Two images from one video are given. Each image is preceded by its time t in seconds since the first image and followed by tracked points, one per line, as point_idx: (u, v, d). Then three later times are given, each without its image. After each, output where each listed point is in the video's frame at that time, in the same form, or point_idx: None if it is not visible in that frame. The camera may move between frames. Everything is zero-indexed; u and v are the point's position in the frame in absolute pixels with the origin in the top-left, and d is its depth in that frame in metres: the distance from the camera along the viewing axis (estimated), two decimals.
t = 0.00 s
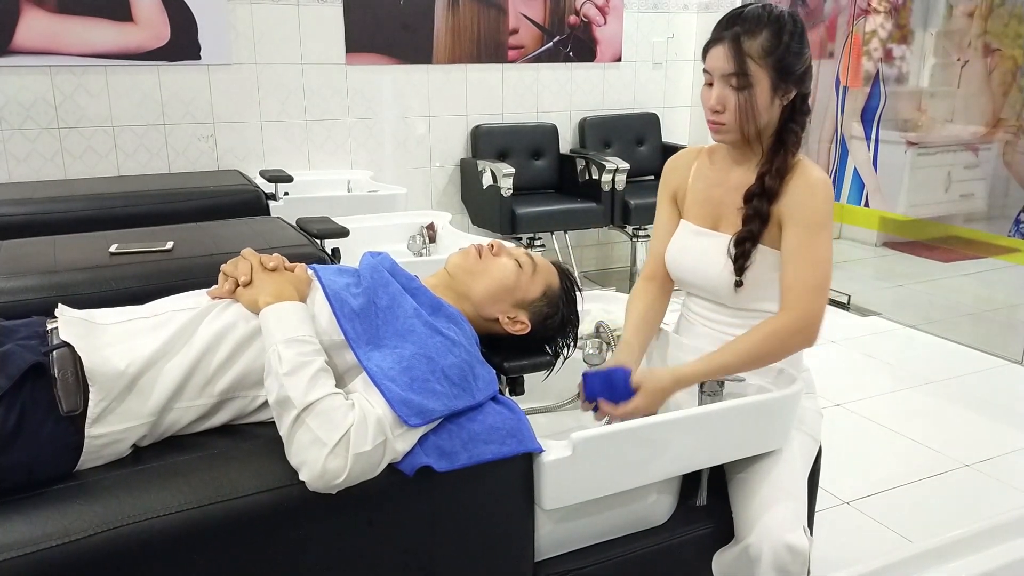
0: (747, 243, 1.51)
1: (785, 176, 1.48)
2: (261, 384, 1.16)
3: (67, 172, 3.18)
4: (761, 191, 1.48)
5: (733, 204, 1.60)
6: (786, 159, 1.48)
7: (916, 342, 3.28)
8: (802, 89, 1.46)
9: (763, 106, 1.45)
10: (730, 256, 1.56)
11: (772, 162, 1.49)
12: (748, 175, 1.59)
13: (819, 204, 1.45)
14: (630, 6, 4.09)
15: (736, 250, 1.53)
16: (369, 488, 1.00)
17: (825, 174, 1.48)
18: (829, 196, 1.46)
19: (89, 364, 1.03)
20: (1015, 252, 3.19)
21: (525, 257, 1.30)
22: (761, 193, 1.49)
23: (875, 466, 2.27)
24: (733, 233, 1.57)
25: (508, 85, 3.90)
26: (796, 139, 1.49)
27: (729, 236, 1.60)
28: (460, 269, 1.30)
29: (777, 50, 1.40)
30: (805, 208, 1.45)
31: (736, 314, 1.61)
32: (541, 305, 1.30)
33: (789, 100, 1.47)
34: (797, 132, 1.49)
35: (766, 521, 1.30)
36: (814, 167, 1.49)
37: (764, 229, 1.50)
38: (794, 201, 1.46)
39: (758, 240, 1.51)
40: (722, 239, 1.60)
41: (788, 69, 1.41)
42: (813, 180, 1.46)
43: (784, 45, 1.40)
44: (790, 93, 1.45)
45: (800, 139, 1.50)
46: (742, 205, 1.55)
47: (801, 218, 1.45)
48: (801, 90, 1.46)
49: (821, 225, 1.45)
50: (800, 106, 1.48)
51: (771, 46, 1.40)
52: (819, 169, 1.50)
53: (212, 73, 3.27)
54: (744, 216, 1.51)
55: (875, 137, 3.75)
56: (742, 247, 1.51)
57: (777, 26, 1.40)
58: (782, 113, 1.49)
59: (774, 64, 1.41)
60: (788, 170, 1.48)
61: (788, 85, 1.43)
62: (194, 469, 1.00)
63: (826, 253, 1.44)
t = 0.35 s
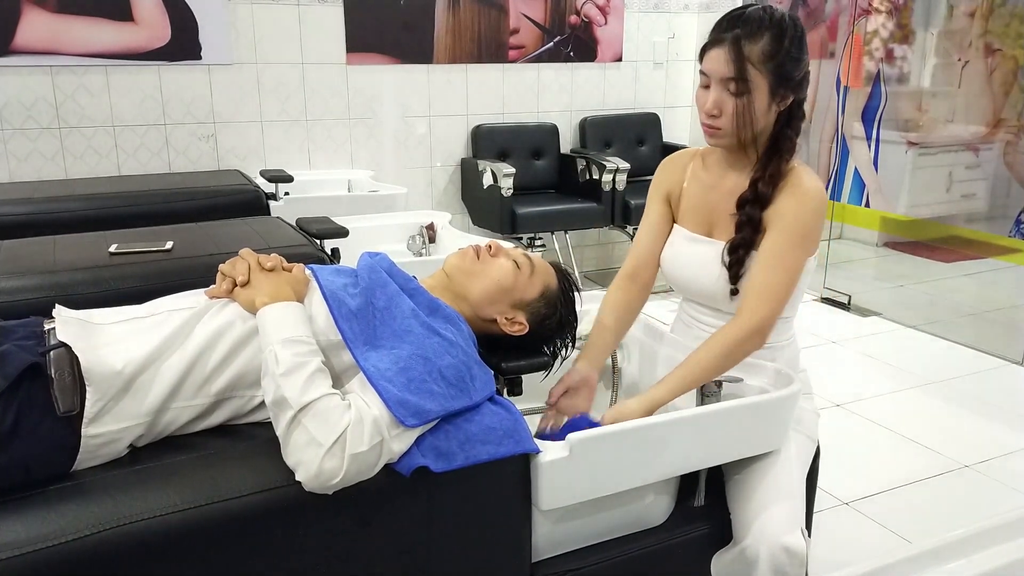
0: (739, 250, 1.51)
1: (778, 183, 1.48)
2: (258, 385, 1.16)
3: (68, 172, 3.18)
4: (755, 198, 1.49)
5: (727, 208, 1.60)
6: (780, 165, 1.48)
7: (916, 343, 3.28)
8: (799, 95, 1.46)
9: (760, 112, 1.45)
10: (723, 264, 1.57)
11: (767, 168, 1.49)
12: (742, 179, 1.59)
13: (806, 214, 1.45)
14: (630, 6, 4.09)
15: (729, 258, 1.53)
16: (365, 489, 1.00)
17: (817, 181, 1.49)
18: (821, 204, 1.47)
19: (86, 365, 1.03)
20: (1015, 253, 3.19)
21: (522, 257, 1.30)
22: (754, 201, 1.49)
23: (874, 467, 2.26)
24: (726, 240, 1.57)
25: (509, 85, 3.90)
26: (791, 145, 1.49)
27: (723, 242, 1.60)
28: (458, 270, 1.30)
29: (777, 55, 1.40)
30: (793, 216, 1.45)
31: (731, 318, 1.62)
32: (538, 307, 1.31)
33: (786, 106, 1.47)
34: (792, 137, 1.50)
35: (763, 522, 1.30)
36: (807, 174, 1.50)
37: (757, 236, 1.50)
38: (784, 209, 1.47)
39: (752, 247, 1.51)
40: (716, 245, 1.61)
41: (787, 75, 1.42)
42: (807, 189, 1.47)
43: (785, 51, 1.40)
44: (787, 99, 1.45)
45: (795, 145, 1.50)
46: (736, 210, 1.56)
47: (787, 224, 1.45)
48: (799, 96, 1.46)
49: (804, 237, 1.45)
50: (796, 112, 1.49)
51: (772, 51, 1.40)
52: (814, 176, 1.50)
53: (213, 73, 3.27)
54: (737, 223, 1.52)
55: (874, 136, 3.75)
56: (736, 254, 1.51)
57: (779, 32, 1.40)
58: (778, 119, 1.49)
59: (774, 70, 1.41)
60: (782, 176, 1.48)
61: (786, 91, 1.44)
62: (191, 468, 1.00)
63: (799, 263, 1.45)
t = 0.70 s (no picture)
0: (737, 252, 1.50)
1: (777, 185, 1.48)
2: (255, 385, 1.16)
3: (68, 172, 3.18)
4: (753, 199, 1.49)
5: (728, 208, 1.60)
6: (780, 168, 1.48)
7: (918, 344, 3.27)
8: (801, 96, 1.46)
9: (760, 113, 1.45)
10: (720, 266, 1.56)
11: (766, 169, 1.48)
12: (743, 180, 1.59)
13: (809, 215, 1.44)
14: (631, 6, 4.08)
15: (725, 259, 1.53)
16: (362, 492, 1.00)
17: (819, 181, 1.47)
18: (822, 206, 1.45)
19: (83, 366, 1.03)
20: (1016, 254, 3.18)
21: (521, 259, 1.30)
22: (753, 202, 1.49)
23: (876, 469, 2.26)
24: (724, 241, 1.57)
25: (510, 86, 3.89)
26: (791, 147, 1.48)
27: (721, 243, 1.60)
28: (457, 272, 1.30)
29: (778, 56, 1.39)
30: (797, 217, 1.44)
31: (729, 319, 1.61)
32: (537, 309, 1.30)
33: (787, 107, 1.47)
34: (793, 139, 1.49)
35: (763, 525, 1.30)
36: (807, 176, 1.48)
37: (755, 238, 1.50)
38: (785, 211, 1.46)
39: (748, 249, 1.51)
40: (714, 246, 1.60)
41: (787, 77, 1.41)
42: (807, 190, 1.45)
43: (785, 52, 1.39)
44: (788, 100, 1.45)
45: (796, 148, 1.49)
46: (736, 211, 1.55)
47: (791, 225, 1.44)
48: (800, 97, 1.46)
49: (810, 238, 1.44)
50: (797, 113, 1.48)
51: (773, 52, 1.39)
52: (815, 178, 1.49)
53: (213, 74, 3.27)
54: (735, 224, 1.52)
55: (876, 137, 3.73)
56: (733, 256, 1.51)
57: (780, 33, 1.39)
58: (779, 120, 1.49)
59: (775, 71, 1.40)
60: (781, 178, 1.48)
61: (787, 92, 1.43)
62: (187, 470, 1.00)
63: (808, 264, 1.43)
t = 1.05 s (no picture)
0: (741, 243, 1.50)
1: (783, 179, 1.48)
2: (251, 388, 1.15)
3: (68, 172, 3.18)
4: (759, 192, 1.49)
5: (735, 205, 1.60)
6: (788, 163, 1.48)
7: (919, 345, 3.26)
8: (809, 90, 1.44)
9: (766, 108, 1.44)
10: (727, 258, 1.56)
11: (774, 164, 1.49)
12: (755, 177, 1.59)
13: (807, 210, 1.43)
14: (632, 6, 4.07)
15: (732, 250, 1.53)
16: (359, 495, 0.99)
17: (826, 179, 1.47)
18: (826, 204, 1.45)
19: (78, 368, 1.02)
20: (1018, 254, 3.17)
21: (520, 259, 1.29)
22: (759, 194, 1.49)
23: (877, 471, 2.25)
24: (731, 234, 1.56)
25: (510, 86, 3.89)
26: (801, 142, 1.48)
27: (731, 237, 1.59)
28: (456, 274, 1.30)
29: (779, 51, 1.39)
30: (795, 209, 1.43)
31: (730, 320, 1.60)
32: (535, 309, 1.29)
33: (796, 101, 1.45)
34: (803, 134, 1.48)
35: (764, 528, 1.29)
36: (816, 173, 1.47)
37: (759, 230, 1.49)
38: (785, 203, 1.45)
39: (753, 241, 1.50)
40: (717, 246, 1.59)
41: (790, 71, 1.40)
42: (813, 185, 1.45)
43: (787, 46, 1.39)
44: (796, 94, 1.43)
45: (805, 143, 1.48)
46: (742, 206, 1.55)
47: (786, 215, 1.43)
48: (809, 91, 1.44)
49: (802, 231, 1.43)
50: (807, 107, 1.46)
51: (773, 47, 1.39)
52: (823, 175, 1.48)
53: (213, 74, 3.26)
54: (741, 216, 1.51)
55: (877, 137, 3.72)
56: (738, 247, 1.51)
57: (781, 28, 1.39)
58: (789, 115, 1.47)
59: (777, 66, 1.40)
60: (788, 173, 1.48)
61: (793, 86, 1.42)
62: (183, 474, 1.00)
63: (791, 255, 1.43)
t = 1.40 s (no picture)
0: (742, 244, 1.49)
1: (781, 179, 1.46)
2: (249, 391, 1.15)
3: (68, 172, 3.18)
4: (755, 192, 1.48)
5: (733, 206, 1.59)
6: (784, 162, 1.46)
7: (921, 346, 3.25)
8: (804, 89, 1.43)
9: (760, 106, 1.43)
10: (725, 258, 1.55)
11: (770, 163, 1.48)
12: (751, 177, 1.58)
13: (811, 206, 1.42)
14: (634, 7, 4.06)
15: (731, 251, 1.52)
16: (357, 498, 0.98)
17: (825, 176, 1.45)
18: (827, 201, 1.44)
19: (74, 371, 1.02)
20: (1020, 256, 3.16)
21: (519, 262, 1.29)
22: (756, 194, 1.48)
23: (879, 473, 2.24)
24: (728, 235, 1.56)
25: (511, 86, 3.88)
26: (796, 141, 1.47)
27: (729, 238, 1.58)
28: (456, 276, 1.29)
29: (773, 49, 1.39)
30: (797, 206, 1.42)
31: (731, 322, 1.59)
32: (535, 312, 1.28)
33: (791, 101, 1.45)
34: (798, 133, 1.47)
35: (765, 531, 1.28)
36: (813, 171, 1.46)
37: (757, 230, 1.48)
38: (786, 201, 1.44)
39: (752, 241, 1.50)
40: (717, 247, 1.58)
41: (785, 70, 1.39)
42: (812, 182, 1.44)
43: (781, 44, 1.39)
44: (790, 93, 1.43)
45: (801, 142, 1.47)
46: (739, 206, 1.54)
47: (789, 214, 1.42)
48: (803, 90, 1.44)
49: (808, 227, 1.42)
50: (801, 107, 1.46)
51: (768, 46, 1.39)
52: (822, 173, 1.47)
53: (213, 74, 3.26)
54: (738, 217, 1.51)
55: (879, 138, 3.72)
56: (736, 248, 1.50)
57: (775, 26, 1.38)
58: (784, 114, 1.47)
59: (772, 64, 1.39)
60: (785, 172, 1.46)
61: (788, 85, 1.41)
62: (180, 477, 0.99)
63: (800, 253, 1.42)
